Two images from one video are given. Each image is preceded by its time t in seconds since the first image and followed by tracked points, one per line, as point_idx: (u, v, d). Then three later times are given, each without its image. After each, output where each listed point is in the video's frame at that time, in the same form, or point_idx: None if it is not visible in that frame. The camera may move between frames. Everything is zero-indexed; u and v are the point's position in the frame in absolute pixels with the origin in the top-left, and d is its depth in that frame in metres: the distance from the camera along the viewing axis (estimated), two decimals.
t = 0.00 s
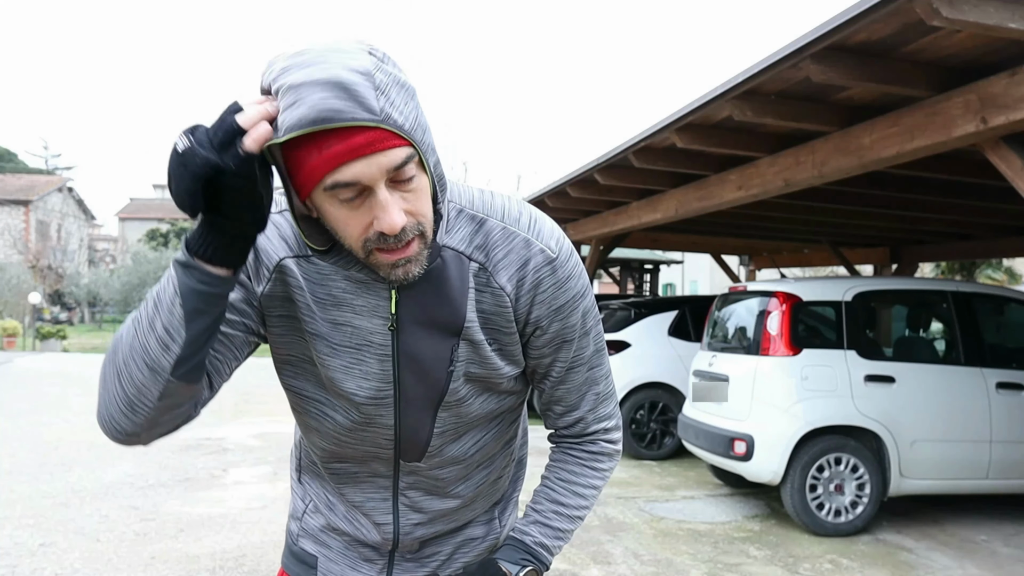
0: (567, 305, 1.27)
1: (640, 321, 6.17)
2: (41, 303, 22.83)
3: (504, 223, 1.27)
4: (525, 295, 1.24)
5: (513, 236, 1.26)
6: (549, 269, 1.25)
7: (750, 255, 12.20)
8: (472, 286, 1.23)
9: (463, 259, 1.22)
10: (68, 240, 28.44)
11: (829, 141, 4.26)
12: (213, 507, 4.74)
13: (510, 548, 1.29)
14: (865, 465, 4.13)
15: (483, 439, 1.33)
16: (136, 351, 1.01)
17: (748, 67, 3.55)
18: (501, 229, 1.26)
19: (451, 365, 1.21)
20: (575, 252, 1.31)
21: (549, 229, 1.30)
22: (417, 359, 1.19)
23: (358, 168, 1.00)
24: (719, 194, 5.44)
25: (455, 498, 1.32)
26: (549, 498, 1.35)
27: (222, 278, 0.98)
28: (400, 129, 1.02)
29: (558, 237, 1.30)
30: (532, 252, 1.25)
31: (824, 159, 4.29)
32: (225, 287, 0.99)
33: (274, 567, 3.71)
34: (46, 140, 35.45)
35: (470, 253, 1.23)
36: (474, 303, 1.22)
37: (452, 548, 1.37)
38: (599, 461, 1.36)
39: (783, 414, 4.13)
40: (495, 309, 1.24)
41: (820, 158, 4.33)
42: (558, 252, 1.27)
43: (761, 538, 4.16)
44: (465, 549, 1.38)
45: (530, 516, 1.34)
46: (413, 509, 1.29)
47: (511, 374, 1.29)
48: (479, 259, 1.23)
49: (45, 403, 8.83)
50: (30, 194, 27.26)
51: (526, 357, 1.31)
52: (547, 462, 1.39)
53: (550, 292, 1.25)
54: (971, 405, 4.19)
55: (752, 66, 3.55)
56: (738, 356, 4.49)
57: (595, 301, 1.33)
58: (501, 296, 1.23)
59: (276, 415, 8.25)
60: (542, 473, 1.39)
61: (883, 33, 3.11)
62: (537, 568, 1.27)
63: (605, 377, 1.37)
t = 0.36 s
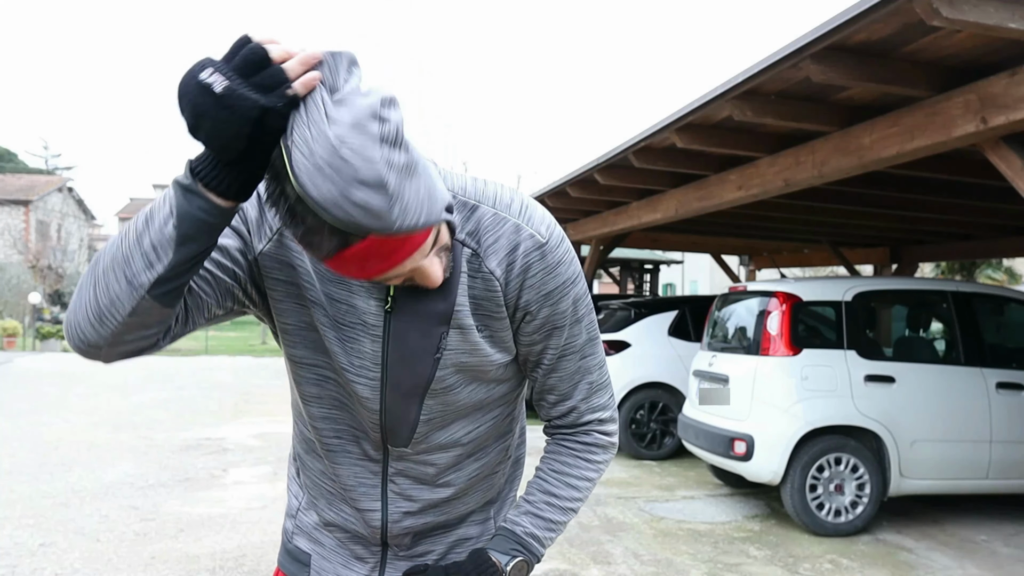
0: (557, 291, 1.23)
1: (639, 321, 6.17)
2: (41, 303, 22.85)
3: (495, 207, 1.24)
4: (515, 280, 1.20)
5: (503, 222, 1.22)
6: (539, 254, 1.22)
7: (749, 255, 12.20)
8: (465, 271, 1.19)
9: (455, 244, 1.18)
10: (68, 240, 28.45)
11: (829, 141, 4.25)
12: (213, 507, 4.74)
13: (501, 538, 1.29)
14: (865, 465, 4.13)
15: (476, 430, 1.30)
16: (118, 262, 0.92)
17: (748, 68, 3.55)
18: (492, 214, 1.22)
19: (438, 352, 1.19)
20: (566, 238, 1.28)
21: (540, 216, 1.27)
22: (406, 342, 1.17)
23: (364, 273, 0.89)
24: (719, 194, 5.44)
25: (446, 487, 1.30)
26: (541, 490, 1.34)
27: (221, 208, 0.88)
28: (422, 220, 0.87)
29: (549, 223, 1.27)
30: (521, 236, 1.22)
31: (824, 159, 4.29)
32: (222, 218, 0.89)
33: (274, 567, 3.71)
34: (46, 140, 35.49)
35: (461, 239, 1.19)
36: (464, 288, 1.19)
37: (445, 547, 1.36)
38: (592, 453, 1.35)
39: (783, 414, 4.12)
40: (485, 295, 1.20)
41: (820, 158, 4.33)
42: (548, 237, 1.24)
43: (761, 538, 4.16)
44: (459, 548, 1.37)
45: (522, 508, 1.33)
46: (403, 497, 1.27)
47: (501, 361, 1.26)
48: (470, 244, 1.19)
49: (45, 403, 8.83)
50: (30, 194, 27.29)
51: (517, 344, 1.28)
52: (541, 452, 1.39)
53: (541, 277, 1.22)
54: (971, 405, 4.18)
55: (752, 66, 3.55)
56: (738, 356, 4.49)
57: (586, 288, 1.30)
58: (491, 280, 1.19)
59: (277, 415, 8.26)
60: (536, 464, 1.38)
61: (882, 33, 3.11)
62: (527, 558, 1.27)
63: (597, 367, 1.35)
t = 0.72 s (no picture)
0: (560, 298, 1.30)
1: (640, 321, 6.17)
2: (41, 303, 22.83)
3: (494, 215, 1.30)
4: (517, 287, 1.26)
5: (504, 228, 1.29)
6: (542, 262, 1.29)
7: (750, 255, 12.19)
8: (460, 278, 1.25)
9: (452, 250, 1.26)
10: (68, 240, 28.43)
11: (829, 141, 4.26)
12: (213, 507, 4.74)
13: (510, 545, 1.28)
14: (866, 465, 4.12)
15: (467, 441, 1.33)
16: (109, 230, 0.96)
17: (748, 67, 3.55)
18: (491, 220, 1.29)
19: (431, 358, 1.21)
20: (566, 246, 1.35)
21: (540, 223, 1.34)
22: (398, 350, 1.21)
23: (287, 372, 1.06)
24: (719, 194, 5.44)
25: (439, 502, 1.32)
26: (545, 492, 1.35)
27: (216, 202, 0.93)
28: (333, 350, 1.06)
29: (550, 230, 1.34)
30: (524, 244, 1.28)
31: (824, 159, 4.29)
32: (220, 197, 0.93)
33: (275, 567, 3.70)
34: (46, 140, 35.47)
35: (460, 244, 1.27)
36: (461, 294, 1.25)
37: (437, 552, 1.37)
38: (593, 453, 1.38)
39: (783, 414, 4.12)
40: (486, 302, 1.26)
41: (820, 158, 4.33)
42: (551, 245, 1.30)
43: (761, 538, 4.16)
44: (451, 552, 1.38)
45: (527, 512, 1.34)
46: (395, 514, 1.30)
47: (497, 369, 1.30)
48: (468, 250, 1.26)
49: (45, 403, 8.82)
50: (30, 194, 27.30)
51: (517, 353, 1.33)
52: (542, 455, 1.41)
53: (541, 284, 1.28)
54: (971, 406, 4.19)
55: (753, 66, 3.55)
56: (738, 356, 4.50)
57: (586, 296, 1.37)
58: (492, 288, 1.25)
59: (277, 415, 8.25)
60: (538, 467, 1.40)
61: (882, 33, 3.11)
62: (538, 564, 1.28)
63: (597, 371, 1.41)
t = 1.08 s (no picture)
0: (567, 309, 1.34)
1: (640, 321, 6.17)
2: (41, 303, 22.85)
3: (506, 226, 1.32)
4: (528, 297, 1.29)
5: (516, 240, 1.31)
6: (552, 274, 1.31)
7: (750, 255, 12.20)
8: (472, 287, 1.27)
9: (465, 259, 1.27)
10: (68, 240, 28.43)
11: (828, 141, 4.26)
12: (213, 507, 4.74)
13: (504, 548, 1.29)
14: (866, 465, 4.12)
15: (469, 442, 1.35)
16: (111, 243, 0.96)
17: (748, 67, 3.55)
18: (503, 231, 1.31)
19: (440, 365, 1.23)
20: (574, 258, 1.38)
21: (550, 234, 1.36)
22: (407, 357, 1.22)
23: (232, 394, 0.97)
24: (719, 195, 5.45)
25: (440, 502, 1.34)
26: (539, 497, 1.37)
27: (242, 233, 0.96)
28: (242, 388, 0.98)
29: (559, 242, 1.36)
30: (536, 256, 1.30)
31: (824, 160, 4.29)
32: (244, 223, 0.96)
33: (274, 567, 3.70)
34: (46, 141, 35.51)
35: (472, 254, 1.28)
36: (473, 303, 1.26)
37: (436, 549, 1.37)
38: (585, 460, 1.41)
39: (783, 414, 4.12)
40: (495, 312, 1.27)
41: (820, 158, 4.33)
42: (561, 257, 1.33)
43: (761, 538, 4.16)
44: (450, 549, 1.39)
45: (521, 516, 1.35)
46: (398, 514, 1.30)
47: (502, 376, 1.33)
48: (480, 260, 1.28)
49: (45, 403, 8.83)
50: (30, 194, 27.33)
51: (521, 359, 1.35)
52: (535, 461, 1.42)
53: (551, 295, 1.31)
54: (971, 406, 4.19)
55: (752, 66, 3.55)
56: (738, 356, 4.50)
57: (589, 308, 1.40)
58: (503, 298, 1.27)
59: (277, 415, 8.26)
60: (531, 473, 1.41)
61: (882, 33, 3.11)
62: (530, 567, 1.28)
63: (595, 380, 1.44)
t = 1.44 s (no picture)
0: (569, 315, 1.34)
1: (640, 321, 6.17)
2: (41, 303, 22.85)
3: (509, 231, 1.32)
4: (529, 302, 1.29)
5: (518, 245, 1.31)
6: (554, 280, 1.31)
7: (750, 255, 12.20)
8: (474, 292, 1.27)
9: (467, 264, 1.27)
10: (68, 240, 28.42)
11: (828, 141, 4.26)
12: (213, 507, 4.74)
13: (506, 552, 1.29)
14: (865, 465, 4.13)
15: (467, 445, 1.36)
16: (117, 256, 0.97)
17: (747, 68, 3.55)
18: (506, 237, 1.31)
19: (442, 370, 1.23)
20: (576, 263, 1.38)
21: (552, 240, 1.36)
22: (408, 361, 1.22)
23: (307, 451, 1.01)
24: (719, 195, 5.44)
25: (437, 504, 1.35)
26: (540, 501, 1.37)
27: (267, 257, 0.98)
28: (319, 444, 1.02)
29: (561, 248, 1.36)
30: (538, 262, 1.30)
31: (824, 159, 4.29)
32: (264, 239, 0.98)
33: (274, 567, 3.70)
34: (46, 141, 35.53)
35: (474, 259, 1.28)
36: (475, 308, 1.26)
37: (433, 549, 1.38)
38: (584, 463, 1.41)
39: (783, 414, 4.12)
40: (497, 317, 1.28)
41: (820, 158, 4.33)
42: (563, 263, 1.33)
43: (761, 538, 4.16)
44: (447, 549, 1.39)
45: (522, 520, 1.35)
46: (396, 516, 1.31)
47: (502, 381, 1.33)
48: (482, 265, 1.28)
49: (45, 403, 8.83)
50: (30, 194, 27.36)
51: (521, 363, 1.36)
52: (536, 465, 1.42)
53: (552, 300, 1.31)
54: (971, 406, 4.19)
55: (752, 66, 3.55)
56: (738, 356, 4.50)
57: (590, 314, 1.40)
58: (504, 303, 1.27)
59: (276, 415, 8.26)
60: (532, 477, 1.41)
61: (882, 33, 3.11)
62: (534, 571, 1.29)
63: (595, 384, 1.45)
